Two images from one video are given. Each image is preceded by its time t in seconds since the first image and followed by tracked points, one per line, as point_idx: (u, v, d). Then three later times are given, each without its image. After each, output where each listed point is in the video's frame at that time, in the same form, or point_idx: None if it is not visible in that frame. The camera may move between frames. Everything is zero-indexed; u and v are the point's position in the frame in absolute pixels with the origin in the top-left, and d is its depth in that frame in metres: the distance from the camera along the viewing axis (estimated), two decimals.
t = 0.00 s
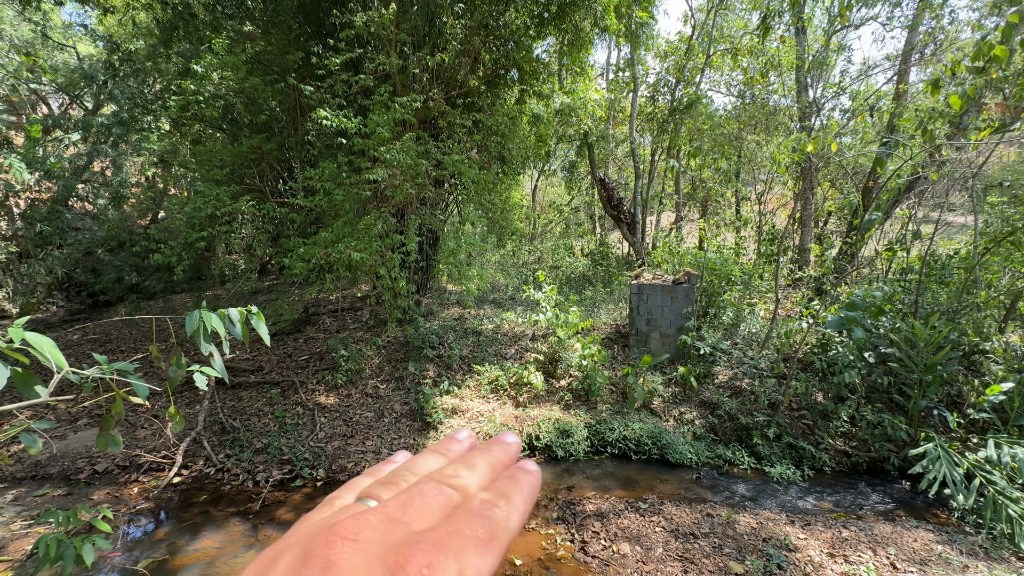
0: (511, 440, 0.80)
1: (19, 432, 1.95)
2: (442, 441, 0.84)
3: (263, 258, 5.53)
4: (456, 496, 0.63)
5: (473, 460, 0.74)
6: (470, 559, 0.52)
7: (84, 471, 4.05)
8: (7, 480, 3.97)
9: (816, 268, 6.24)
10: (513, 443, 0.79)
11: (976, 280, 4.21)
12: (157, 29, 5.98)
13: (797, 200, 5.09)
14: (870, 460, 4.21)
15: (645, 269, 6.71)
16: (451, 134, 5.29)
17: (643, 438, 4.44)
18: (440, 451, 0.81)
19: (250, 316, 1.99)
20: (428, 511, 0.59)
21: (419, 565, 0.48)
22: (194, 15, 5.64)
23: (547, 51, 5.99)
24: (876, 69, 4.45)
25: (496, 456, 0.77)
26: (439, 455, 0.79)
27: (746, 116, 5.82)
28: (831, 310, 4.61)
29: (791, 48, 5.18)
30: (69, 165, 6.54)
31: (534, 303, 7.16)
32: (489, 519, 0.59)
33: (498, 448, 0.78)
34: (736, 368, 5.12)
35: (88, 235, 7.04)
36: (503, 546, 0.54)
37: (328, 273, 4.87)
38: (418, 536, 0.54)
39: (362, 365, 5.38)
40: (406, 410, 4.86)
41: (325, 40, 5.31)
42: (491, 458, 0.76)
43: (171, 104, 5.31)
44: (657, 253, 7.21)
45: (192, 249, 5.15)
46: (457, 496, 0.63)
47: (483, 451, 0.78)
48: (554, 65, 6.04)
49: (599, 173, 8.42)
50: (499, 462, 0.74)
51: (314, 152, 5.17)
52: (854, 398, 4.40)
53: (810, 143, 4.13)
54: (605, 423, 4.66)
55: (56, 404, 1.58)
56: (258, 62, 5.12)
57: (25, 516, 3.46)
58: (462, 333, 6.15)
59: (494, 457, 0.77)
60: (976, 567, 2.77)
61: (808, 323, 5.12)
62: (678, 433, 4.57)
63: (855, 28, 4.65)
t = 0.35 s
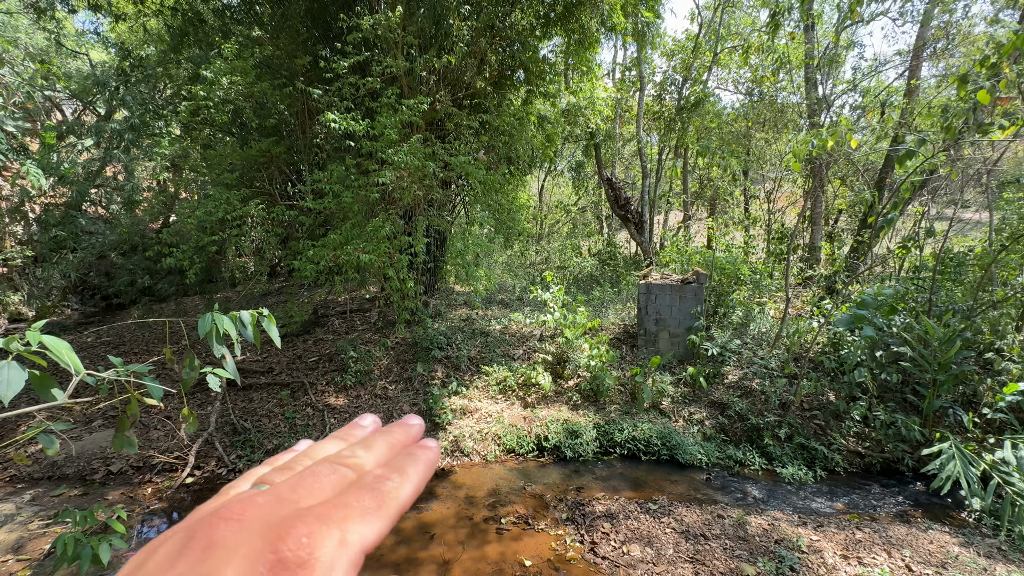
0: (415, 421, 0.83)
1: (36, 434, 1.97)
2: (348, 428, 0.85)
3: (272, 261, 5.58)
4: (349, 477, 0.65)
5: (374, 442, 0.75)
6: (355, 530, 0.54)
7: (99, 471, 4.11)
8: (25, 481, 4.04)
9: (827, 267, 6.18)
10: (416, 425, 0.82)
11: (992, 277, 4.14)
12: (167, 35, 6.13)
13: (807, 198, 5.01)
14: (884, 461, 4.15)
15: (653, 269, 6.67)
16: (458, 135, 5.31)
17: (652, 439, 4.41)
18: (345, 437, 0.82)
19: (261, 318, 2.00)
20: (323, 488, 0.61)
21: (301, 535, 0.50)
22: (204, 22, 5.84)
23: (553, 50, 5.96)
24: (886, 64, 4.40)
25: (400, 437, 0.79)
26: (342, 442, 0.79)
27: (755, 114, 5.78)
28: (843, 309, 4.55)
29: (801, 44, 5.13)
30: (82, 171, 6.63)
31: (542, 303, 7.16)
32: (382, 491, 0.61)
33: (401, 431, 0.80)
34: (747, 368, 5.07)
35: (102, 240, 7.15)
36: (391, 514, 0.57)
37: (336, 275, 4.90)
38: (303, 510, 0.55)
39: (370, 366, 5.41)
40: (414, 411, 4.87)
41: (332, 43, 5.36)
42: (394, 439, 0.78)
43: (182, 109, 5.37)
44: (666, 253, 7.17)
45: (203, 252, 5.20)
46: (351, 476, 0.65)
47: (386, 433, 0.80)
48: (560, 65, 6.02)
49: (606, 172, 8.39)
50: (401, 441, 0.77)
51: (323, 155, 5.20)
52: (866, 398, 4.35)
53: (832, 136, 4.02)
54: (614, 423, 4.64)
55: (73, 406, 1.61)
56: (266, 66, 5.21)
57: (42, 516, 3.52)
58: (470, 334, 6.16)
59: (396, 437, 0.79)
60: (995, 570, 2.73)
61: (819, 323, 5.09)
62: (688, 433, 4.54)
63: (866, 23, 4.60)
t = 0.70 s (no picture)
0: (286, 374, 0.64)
1: (45, 436, 1.98)
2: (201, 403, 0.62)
3: (277, 262, 5.60)
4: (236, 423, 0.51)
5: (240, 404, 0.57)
6: (249, 475, 0.41)
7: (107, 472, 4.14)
8: (34, 481, 4.08)
9: (832, 265, 6.15)
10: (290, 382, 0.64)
11: (1000, 275, 4.10)
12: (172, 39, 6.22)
13: (813, 195, 4.96)
14: (891, 460, 4.12)
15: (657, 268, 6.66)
16: (461, 135, 5.31)
17: (657, 438, 4.40)
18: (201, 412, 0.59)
19: (266, 319, 2.01)
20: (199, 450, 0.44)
21: (181, 489, 0.37)
22: (208, 25, 5.93)
23: (555, 50, 5.96)
24: (892, 61, 4.36)
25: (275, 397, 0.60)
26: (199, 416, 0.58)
27: (759, 112, 5.76)
28: (850, 307, 4.53)
29: (804, 42, 5.11)
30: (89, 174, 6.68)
31: (546, 303, 7.17)
32: (275, 436, 0.46)
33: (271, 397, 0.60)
34: (752, 367, 5.04)
35: (109, 242, 7.21)
36: (292, 455, 0.43)
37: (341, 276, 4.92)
38: (181, 465, 0.41)
39: (375, 367, 5.42)
40: (419, 411, 4.88)
41: (335, 45, 5.38)
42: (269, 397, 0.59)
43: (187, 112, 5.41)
44: (670, 252, 7.16)
45: (209, 254, 5.23)
46: (242, 425, 0.49)
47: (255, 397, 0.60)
48: (563, 65, 6.02)
49: (610, 172, 8.38)
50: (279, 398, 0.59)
51: (327, 156, 5.22)
52: (873, 396, 4.32)
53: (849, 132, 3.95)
54: (619, 423, 4.63)
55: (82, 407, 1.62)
56: (270, 69, 5.23)
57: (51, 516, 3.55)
58: (475, 334, 6.17)
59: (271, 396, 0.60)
60: (1005, 570, 2.71)
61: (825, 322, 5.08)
62: (693, 433, 4.52)
63: (871, 20, 4.57)
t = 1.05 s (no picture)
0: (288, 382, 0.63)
1: (54, 436, 2.00)
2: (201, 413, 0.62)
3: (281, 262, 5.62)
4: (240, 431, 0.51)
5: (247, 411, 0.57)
6: (253, 477, 0.41)
7: (114, 471, 4.17)
8: (42, 481, 4.11)
9: (837, 262, 6.11)
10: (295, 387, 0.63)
11: (1008, 272, 4.07)
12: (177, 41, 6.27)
13: (818, 193, 4.89)
14: (898, 459, 4.09)
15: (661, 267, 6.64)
16: (464, 134, 5.31)
17: (662, 437, 4.40)
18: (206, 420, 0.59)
19: (271, 319, 2.01)
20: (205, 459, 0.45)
21: (187, 493, 0.38)
22: (212, 27, 5.96)
23: (558, 49, 5.95)
24: (897, 57, 4.32)
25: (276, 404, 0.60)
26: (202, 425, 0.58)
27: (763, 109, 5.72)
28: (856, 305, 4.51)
29: (809, 38, 5.07)
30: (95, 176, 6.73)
31: (550, 302, 7.16)
32: (279, 441, 0.46)
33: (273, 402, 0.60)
34: (757, 366, 5.01)
35: (115, 243, 7.27)
36: (296, 459, 0.44)
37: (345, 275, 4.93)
38: (188, 471, 0.42)
39: (379, 366, 5.44)
40: (424, 411, 4.89)
41: (338, 46, 5.39)
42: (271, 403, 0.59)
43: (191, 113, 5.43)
44: (674, 251, 7.13)
45: (214, 255, 5.26)
46: (246, 432, 0.50)
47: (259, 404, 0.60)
48: (566, 63, 6.00)
49: (613, 170, 8.36)
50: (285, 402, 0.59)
51: (330, 156, 5.23)
52: (879, 394, 4.30)
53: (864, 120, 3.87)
54: (623, 422, 4.62)
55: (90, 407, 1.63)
56: (273, 70, 5.25)
57: (60, 515, 3.58)
58: (478, 334, 6.18)
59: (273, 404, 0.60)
60: (1014, 570, 2.68)
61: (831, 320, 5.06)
62: (697, 432, 4.51)
63: (875, 16, 4.53)
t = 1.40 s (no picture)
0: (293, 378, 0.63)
1: (60, 434, 2.01)
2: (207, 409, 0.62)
3: (284, 261, 5.64)
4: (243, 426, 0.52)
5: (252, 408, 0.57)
6: (253, 477, 0.41)
7: (119, 470, 4.19)
8: (48, 479, 4.14)
9: (841, 259, 6.08)
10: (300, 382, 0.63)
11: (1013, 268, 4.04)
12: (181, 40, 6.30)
13: (821, 191, 4.79)
14: (902, 457, 4.07)
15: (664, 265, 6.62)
16: (467, 132, 5.30)
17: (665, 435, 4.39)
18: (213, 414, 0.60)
19: (275, 318, 2.01)
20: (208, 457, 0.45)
21: (187, 493, 0.38)
22: (214, 25, 5.97)
23: (561, 46, 5.93)
24: (903, 52, 4.28)
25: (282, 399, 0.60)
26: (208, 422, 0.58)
27: (767, 106, 5.69)
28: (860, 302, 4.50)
29: (813, 34, 5.03)
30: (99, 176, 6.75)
31: (552, 301, 7.15)
32: (278, 440, 0.46)
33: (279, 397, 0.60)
34: (761, 363, 4.99)
35: (120, 243, 7.30)
36: (296, 456, 0.44)
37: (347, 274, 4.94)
38: (189, 471, 0.42)
39: (382, 365, 5.44)
40: (426, 409, 4.90)
41: (341, 44, 5.39)
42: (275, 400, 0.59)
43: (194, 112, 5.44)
44: (677, 248, 7.11)
45: (217, 254, 5.27)
46: (247, 431, 0.50)
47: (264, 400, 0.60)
48: (568, 61, 5.97)
49: (616, 168, 8.33)
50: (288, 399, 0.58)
51: (332, 155, 5.23)
52: (883, 392, 4.27)
53: (872, 113, 3.82)
54: (626, 420, 4.61)
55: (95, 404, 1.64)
56: (276, 69, 5.27)
57: (66, 513, 3.60)
58: (481, 332, 6.18)
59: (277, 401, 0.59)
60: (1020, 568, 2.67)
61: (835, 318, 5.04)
62: (701, 430, 4.50)
63: (880, 11, 4.49)
